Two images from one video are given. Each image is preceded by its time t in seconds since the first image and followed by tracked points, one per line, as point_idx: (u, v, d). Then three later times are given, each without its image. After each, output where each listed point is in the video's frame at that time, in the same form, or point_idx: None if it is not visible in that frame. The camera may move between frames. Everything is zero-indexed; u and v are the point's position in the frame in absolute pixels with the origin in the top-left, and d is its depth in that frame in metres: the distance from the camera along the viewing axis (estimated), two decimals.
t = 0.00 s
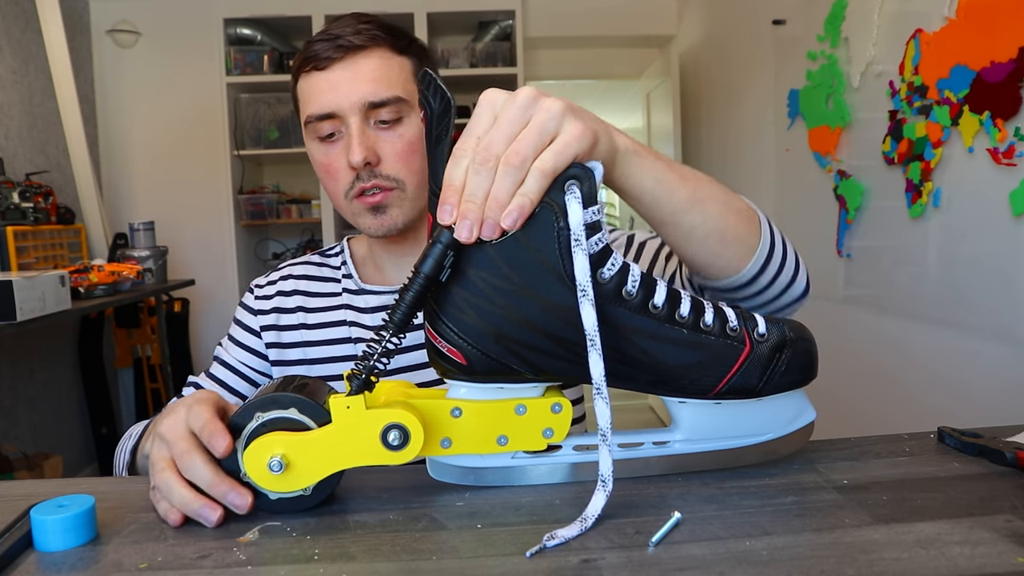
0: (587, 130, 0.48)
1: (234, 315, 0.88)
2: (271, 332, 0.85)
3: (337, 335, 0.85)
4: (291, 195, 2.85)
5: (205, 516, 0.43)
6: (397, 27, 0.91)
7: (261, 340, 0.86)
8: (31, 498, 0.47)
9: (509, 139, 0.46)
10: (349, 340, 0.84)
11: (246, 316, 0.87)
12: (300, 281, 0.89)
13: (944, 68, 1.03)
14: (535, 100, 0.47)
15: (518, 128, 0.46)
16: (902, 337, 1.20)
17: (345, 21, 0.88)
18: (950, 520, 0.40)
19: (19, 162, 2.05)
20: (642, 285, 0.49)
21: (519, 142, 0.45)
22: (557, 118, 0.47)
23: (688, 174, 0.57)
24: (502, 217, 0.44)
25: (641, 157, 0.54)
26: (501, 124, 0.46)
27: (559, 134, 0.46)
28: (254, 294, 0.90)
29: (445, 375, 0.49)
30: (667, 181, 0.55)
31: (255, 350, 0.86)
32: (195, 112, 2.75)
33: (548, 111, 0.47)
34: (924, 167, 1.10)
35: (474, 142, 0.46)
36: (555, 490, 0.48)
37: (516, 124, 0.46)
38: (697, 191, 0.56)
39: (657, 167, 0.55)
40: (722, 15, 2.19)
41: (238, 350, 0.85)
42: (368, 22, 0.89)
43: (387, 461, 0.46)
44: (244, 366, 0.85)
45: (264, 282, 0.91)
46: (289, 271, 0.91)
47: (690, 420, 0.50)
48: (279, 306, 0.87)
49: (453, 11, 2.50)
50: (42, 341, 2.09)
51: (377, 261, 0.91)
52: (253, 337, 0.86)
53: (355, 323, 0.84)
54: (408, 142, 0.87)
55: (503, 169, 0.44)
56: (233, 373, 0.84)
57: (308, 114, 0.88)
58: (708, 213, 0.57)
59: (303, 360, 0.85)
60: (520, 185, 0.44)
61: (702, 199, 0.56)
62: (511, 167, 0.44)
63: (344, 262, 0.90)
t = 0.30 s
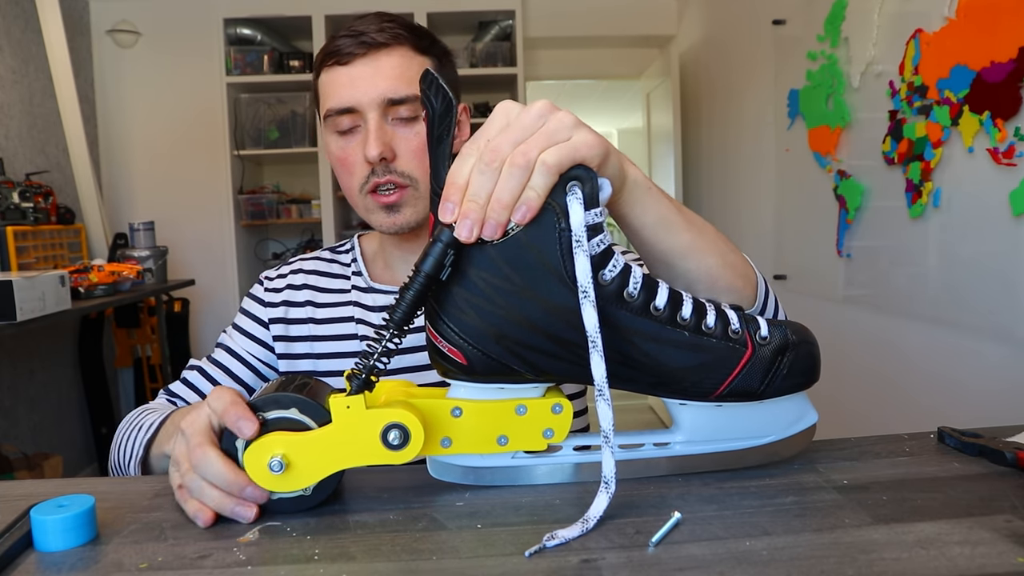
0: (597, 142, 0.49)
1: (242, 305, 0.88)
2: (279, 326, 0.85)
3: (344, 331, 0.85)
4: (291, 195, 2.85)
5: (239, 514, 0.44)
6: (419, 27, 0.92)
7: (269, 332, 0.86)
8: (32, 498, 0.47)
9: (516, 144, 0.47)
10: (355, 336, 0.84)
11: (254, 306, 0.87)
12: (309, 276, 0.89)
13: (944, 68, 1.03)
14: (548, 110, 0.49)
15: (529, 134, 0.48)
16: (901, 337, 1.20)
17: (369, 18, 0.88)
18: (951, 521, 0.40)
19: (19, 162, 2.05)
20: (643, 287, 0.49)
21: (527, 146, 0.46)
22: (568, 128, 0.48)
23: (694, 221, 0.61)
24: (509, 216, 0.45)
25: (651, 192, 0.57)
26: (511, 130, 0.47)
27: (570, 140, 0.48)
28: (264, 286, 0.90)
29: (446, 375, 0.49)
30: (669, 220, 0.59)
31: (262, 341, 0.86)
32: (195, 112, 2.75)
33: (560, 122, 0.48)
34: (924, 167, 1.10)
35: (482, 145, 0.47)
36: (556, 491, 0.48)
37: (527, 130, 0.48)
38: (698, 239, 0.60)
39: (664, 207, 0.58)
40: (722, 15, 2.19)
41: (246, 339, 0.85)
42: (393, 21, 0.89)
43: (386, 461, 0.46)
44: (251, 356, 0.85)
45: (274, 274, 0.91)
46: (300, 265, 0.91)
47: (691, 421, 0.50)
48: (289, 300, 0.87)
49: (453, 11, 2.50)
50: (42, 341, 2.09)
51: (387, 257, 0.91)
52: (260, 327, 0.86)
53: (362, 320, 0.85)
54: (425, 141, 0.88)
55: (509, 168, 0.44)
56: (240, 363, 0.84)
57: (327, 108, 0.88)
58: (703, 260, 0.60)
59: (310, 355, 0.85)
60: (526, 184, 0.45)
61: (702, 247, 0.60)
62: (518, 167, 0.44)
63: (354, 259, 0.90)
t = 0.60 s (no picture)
0: (598, 142, 0.49)
1: (242, 309, 0.88)
2: (279, 329, 0.85)
3: (343, 334, 0.85)
4: (291, 195, 2.85)
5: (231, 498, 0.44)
6: (419, 27, 0.92)
7: (269, 336, 0.86)
8: (32, 498, 0.47)
9: (517, 144, 0.47)
10: (354, 339, 0.84)
11: (253, 310, 0.87)
12: (308, 278, 0.89)
13: (944, 68, 1.03)
14: (548, 110, 0.49)
15: (530, 135, 0.48)
16: (901, 337, 1.20)
17: (370, 16, 0.88)
18: (950, 521, 0.40)
19: (19, 162, 2.05)
20: (643, 287, 0.49)
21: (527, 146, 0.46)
22: (568, 128, 0.48)
23: (696, 220, 0.61)
24: (510, 216, 0.45)
25: (653, 192, 0.57)
26: (512, 129, 0.47)
27: (571, 141, 0.48)
28: (262, 289, 0.90)
29: (445, 375, 0.49)
30: (670, 220, 0.59)
31: (262, 344, 0.86)
32: (195, 112, 2.75)
33: (560, 122, 0.48)
34: (924, 167, 1.10)
35: (482, 145, 0.47)
36: (556, 491, 0.48)
37: (528, 130, 0.48)
38: (701, 238, 0.60)
39: (666, 207, 0.58)
40: (721, 15, 2.19)
41: (245, 344, 0.85)
42: (393, 19, 0.89)
43: (386, 461, 0.46)
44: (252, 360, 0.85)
45: (272, 278, 0.91)
46: (297, 268, 0.91)
47: (691, 421, 0.50)
48: (287, 303, 0.87)
49: (453, 11, 2.50)
50: (41, 341, 2.09)
51: (384, 257, 0.91)
52: (260, 331, 0.86)
53: (360, 323, 0.84)
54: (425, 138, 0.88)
55: (510, 169, 0.44)
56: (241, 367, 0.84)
57: (328, 103, 0.88)
58: (705, 259, 0.60)
59: (309, 357, 0.85)
60: (527, 185, 0.45)
61: (704, 246, 0.60)
62: (518, 168, 0.44)
63: (351, 262, 0.90)
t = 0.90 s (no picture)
0: (598, 142, 0.49)
1: (241, 310, 0.88)
2: (279, 329, 0.85)
3: (342, 334, 0.85)
4: (292, 195, 2.85)
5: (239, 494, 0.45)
6: (424, 27, 0.92)
7: (269, 336, 0.86)
8: (31, 498, 0.47)
9: (517, 145, 0.47)
10: (354, 339, 0.84)
11: (253, 311, 0.87)
12: (307, 278, 0.89)
13: (944, 68, 1.03)
14: (548, 109, 0.49)
15: (530, 135, 0.48)
16: (902, 337, 1.20)
17: (376, 15, 0.88)
18: (950, 521, 0.40)
19: (19, 162, 2.05)
20: (644, 288, 0.49)
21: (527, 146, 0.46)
22: (568, 128, 0.48)
23: (697, 219, 0.61)
24: (509, 217, 0.45)
25: (652, 192, 0.57)
26: (512, 129, 0.47)
27: (571, 141, 0.48)
28: (262, 290, 0.90)
29: (445, 375, 0.49)
30: (671, 219, 0.59)
31: (262, 344, 0.86)
32: (195, 112, 2.75)
33: (560, 122, 0.48)
34: (924, 167, 1.10)
35: (482, 145, 0.47)
36: (556, 491, 0.48)
37: (528, 130, 0.48)
38: (702, 237, 0.60)
39: (666, 207, 0.58)
40: (721, 15, 2.19)
41: (247, 344, 0.85)
42: (399, 19, 0.89)
43: (386, 461, 0.46)
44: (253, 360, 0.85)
45: (271, 278, 0.91)
46: (296, 267, 0.91)
47: (691, 421, 0.50)
48: (287, 303, 0.87)
49: (453, 11, 2.50)
50: (41, 341, 2.09)
51: (385, 256, 0.91)
52: (260, 331, 0.86)
53: (360, 323, 0.84)
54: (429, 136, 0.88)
55: (510, 169, 0.44)
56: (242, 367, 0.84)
57: (332, 100, 0.88)
58: (707, 258, 0.60)
59: (309, 357, 0.85)
60: (528, 185, 0.45)
61: (705, 246, 0.60)
62: (519, 168, 0.44)
63: (350, 261, 0.90)
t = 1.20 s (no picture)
0: (596, 142, 0.49)
1: (238, 313, 0.88)
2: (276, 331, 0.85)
3: (340, 335, 0.84)
4: (292, 195, 2.85)
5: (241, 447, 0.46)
6: (420, 27, 0.92)
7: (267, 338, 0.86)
8: (32, 498, 0.47)
9: (515, 145, 0.47)
10: (352, 339, 0.84)
11: (252, 311, 0.87)
12: (304, 280, 0.89)
13: (944, 68, 1.03)
14: (546, 110, 0.49)
15: (528, 135, 0.48)
16: (902, 337, 1.20)
17: (370, 15, 0.88)
18: (950, 521, 0.40)
19: (19, 162, 2.05)
20: (643, 289, 0.49)
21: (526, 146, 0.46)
22: (567, 128, 0.48)
23: (697, 219, 0.61)
24: (508, 218, 0.45)
25: (651, 192, 0.57)
26: (510, 130, 0.47)
27: (569, 142, 0.48)
28: (259, 291, 0.90)
29: (445, 374, 0.49)
30: (671, 219, 0.59)
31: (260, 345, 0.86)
32: (195, 112, 2.75)
33: (559, 122, 0.48)
34: (924, 167, 1.10)
35: (481, 146, 0.47)
36: (557, 491, 0.48)
37: (526, 131, 0.48)
38: (701, 237, 0.60)
39: (665, 206, 0.58)
40: (721, 15, 2.19)
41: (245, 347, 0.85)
42: (394, 19, 0.89)
43: (384, 459, 0.46)
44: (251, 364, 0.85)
45: (269, 279, 0.91)
46: (294, 268, 0.91)
47: (691, 422, 0.50)
48: (285, 304, 0.87)
49: (453, 11, 2.50)
50: (41, 340, 2.10)
51: (382, 258, 0.91)
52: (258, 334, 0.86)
53: (357, 323, 0.84)
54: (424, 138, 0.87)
55: (508, 170, 0.45)
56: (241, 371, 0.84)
57: (326, 103, 0.88)
58: (707, 258, 0.60)
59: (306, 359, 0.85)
60: (526, 187, 0.45)
61: (705, 246, 0.60)
62: (517, 170, 0.44)
63: (349, 261, 0.90)
